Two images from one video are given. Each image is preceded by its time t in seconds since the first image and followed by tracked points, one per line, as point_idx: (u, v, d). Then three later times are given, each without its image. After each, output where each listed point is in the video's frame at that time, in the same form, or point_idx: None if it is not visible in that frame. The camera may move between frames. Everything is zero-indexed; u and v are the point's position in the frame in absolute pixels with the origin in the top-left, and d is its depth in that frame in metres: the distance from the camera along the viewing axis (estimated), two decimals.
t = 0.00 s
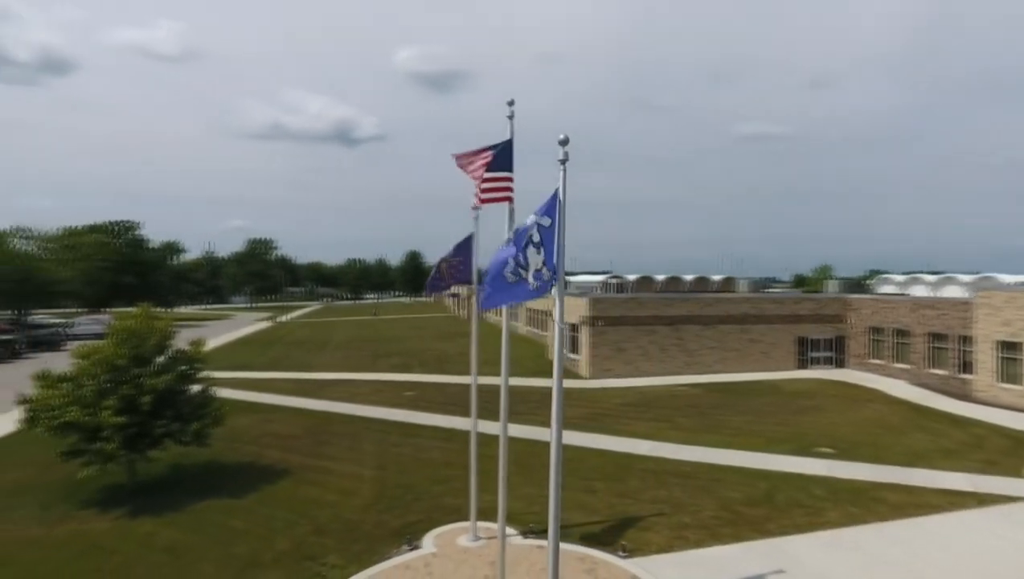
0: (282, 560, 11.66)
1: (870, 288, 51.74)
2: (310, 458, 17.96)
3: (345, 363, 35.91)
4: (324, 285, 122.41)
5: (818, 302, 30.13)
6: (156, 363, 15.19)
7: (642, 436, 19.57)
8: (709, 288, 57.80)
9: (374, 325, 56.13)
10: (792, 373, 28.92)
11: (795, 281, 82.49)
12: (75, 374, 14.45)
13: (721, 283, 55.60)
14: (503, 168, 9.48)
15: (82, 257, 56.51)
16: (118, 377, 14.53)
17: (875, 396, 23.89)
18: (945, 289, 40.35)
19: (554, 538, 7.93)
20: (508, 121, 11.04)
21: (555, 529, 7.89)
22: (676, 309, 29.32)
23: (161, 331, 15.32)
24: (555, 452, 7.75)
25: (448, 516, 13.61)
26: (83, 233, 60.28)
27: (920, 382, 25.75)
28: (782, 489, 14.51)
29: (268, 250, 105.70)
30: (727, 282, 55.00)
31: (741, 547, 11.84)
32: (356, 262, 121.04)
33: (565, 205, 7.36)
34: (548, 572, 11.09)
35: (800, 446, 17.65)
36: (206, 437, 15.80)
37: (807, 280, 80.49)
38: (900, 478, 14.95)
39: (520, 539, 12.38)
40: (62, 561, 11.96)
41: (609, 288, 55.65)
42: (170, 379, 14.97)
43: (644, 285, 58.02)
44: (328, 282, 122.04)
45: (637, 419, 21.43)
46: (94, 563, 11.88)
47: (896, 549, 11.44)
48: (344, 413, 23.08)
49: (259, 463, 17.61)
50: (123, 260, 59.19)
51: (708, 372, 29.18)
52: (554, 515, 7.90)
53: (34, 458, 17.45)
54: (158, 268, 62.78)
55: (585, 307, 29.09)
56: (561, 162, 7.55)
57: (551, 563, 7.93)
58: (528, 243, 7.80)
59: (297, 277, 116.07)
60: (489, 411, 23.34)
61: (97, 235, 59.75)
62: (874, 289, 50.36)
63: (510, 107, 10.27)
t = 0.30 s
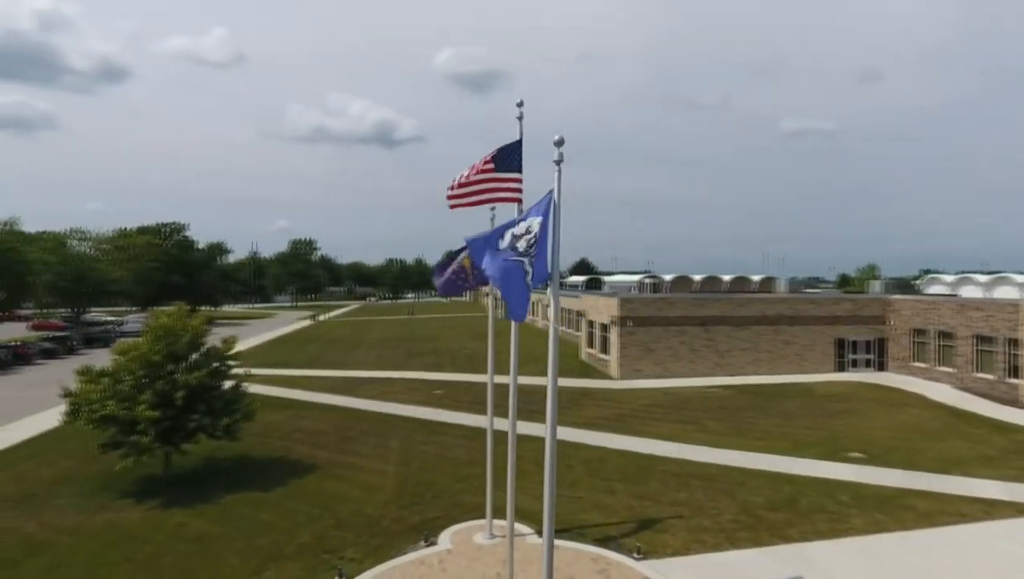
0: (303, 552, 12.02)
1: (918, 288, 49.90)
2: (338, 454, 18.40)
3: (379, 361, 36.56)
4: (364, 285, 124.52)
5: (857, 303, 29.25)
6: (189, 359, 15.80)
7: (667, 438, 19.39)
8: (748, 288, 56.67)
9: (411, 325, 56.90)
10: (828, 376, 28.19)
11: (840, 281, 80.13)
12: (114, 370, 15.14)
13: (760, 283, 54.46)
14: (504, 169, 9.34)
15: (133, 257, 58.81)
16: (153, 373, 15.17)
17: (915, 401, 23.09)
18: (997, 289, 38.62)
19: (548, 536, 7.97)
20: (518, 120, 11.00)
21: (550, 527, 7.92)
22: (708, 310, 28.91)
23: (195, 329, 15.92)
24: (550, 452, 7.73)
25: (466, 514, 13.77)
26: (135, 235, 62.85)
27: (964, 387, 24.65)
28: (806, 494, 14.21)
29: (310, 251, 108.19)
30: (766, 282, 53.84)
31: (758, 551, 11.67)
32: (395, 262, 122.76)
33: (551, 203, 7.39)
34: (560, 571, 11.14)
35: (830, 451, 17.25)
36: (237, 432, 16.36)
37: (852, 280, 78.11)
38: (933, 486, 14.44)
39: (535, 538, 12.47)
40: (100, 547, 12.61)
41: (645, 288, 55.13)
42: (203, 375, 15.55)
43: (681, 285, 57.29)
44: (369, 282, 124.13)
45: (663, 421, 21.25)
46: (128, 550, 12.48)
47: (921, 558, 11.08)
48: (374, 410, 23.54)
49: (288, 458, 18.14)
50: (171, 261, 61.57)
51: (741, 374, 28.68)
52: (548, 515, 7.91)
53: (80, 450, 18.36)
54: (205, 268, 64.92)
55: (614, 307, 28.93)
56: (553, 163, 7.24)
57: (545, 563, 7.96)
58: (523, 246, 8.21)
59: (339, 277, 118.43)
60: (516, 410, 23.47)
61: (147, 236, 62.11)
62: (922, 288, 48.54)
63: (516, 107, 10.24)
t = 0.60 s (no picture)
0: (315, 547, 12.29)
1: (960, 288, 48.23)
2: (357, 451, 18.70)
3: (405, 360, 37.00)
4: (397, 284, 126.02)
5: (889, 304, 28.44)
6: (212, 357, 16.23)
7: (686, 440, 19.17)
8: (781, 289, 55.57)
9: (439, 324, 57.40)
10: (859, 378, 27.49)
11: (879, 281, 77.97)
12: (141, 367, 15.68)
13: (794, 283, 53.33)
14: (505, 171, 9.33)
15: (172, 258, 60.78)
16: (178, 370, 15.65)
17: (948, 405, 22.35)
18: None
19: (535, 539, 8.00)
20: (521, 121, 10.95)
21: (536, 529, 7.97)
22: (733, 310, 28.47)
23: (218, 327, 16.34)
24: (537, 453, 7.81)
25: (476, 513, 13.85)
26: (175, 236, 64.84)
27: (1002, 391, 23.74)
28: (824, 499, 13.91)
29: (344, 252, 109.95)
30: (800, 282, 52.74)
31: (768, 555, 11.48)
32: (427, 262, 123.91)
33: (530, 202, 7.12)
34: (565, 571, 11.14)
35: (853, 456, 16.82)
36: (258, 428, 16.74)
37: (891, 280, 75.99)
38: (958, 494, 13.97)
39: (542, 538, 12.49)
40: (123, 537, 13.08)
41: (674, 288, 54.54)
42: (225, 373, 15.96)
43: (711, 285, 56.52)
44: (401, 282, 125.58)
45: (684, 422, 21.02)
46: (149, 540, 12.92)
47: (938, 567, 10.74)
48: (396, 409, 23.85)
49: (309, 454, 18.50)
50: (208, 261, 64.17)
51: (768, 375, 28.17)
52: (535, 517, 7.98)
53: (111, 444, 19.03)
54: (240, 268, 66.77)
55: (638, 307, 28.72)
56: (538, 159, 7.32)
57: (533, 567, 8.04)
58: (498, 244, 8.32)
59: (372, 277, 120.11)
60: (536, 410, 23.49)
61: (186, 237, 64.03)
62: (964, 289, 46.90)
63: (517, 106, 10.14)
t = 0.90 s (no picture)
0: (323, 542, 12.54)
1: (1000, 289, 46.62)
2: (372, 448, 18.97)
3: (428, 359, 37.32)
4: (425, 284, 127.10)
5: (919, 304, 27.68)
6: (230, 355, 16.65)
7: (701, 442, 18.97)
8: (811, 289, 54.46)
9: (465, 323, 57.73)
10: (886, 381, 26.81)
11: (915, 281, 75.85)
12: (162, 364, 16.19)
13: (825, 282, 52.18)
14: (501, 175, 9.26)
15: (205, 258, 62.36)
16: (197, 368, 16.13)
17: (978, 409, 21.65)
18: None
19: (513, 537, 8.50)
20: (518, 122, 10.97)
21: (515, 525, 8.30)
22: (756, 310, 28.03)
23: (236, 327, 16.76)
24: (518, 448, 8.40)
25: (483, 512, 13.94)
26: (209, 236, 66.44)
27: None
28: (837, 503, 13.63)
29: (373, 252, 111.38)
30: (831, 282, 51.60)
31: (773, 560, 11.31)
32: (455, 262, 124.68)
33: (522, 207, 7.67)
34: (565, 571, 11.16)
35: (872, 460, 16.43)
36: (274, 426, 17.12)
37: (928, 280, 73.87)
38: (979, 500, 13.54)
39: (546, 538, 12.52)
40: (141, 528, 13.55)
41: (701, 288, 53.87)
42: (242, 371, 16.37)
43: (740, 285, 55.68)
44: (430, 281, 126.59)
45: (701, 423, 20.78)
46: (166, 531, 13.36)
47: (949, 575, 10.44)
48: (414, 407, 24.10)
49: (325, 451, 18.84)
50: (240, 261, 65.64)
51: (791, 377, 27.68)
52: (513, 515, 8.32)
53: (137, 439, 19.67)
54: (271, 268, 68.22)
55: (658, 307, 28.49)
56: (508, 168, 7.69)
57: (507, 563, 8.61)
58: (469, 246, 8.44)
59: (401, 276, 121.31)
60: (553, 410, 23.49)
61: (218, 238, 65.61)
62: (1005, 289, 45.29)
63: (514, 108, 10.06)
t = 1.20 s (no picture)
0: (333, 537, 12.78)
1: None
2: (389, 446, 19.23)
3: (454, 358, 37.56)
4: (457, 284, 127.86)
5: (955, 306, 26.79)
6: (251, 353, 17.10)
7: (720, 444, 18.71)
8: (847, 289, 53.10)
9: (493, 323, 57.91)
10: (920, 385, 26.00)
11: (959, 281, 73.34)
12: (186, 361, 16.70)
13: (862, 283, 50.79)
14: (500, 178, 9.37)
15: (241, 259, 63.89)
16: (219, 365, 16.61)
17: (1015, 414, 20.85)
18: None
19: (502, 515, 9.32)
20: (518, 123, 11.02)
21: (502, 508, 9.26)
22: (783, 311, 27.51)
23: (257, 325, 17.21)
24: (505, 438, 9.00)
25: (493, 511, 14.01)
26: (245, 237, 68.09)
27: None
28: (854, 509, 13.30)
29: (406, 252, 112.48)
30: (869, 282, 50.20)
31: (782, 565, 11.10)
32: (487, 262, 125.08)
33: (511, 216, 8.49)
34: (568, 572, 11.16)
35: (896, 466, 15.97)
36: (293, 422, 17.53)
37: (972, 280, 71.36)
38: (1005, 509, 13.07)
39: (554, 538, 12.53)
40: (163, 519, 14.02)
41: (732, 288, 53.00)
42: (263, 369, 16.80)
43: (773, 285, 54.60)
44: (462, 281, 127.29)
45: (722, 425, 20.47)
46: (185, 523, 13.79)
47: None
48: (435, 406, 24.31)
49: (344, 448, 19.18)
50: (275, 261, 67.06)
51: (820, 379, 27.05)
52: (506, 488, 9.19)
53: (165, 434, 20.30)
54: (305, 268, 69.50)
55: (682, 308, 28.18)
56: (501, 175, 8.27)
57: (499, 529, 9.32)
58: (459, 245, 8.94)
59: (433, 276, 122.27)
60: (573, 410, 23.44)
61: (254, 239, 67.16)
62: None
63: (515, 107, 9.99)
